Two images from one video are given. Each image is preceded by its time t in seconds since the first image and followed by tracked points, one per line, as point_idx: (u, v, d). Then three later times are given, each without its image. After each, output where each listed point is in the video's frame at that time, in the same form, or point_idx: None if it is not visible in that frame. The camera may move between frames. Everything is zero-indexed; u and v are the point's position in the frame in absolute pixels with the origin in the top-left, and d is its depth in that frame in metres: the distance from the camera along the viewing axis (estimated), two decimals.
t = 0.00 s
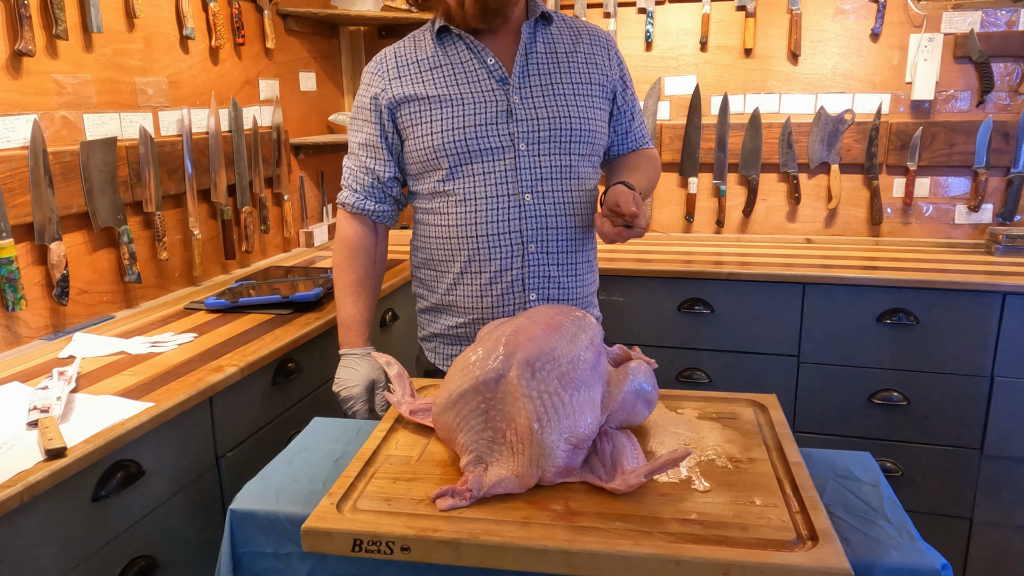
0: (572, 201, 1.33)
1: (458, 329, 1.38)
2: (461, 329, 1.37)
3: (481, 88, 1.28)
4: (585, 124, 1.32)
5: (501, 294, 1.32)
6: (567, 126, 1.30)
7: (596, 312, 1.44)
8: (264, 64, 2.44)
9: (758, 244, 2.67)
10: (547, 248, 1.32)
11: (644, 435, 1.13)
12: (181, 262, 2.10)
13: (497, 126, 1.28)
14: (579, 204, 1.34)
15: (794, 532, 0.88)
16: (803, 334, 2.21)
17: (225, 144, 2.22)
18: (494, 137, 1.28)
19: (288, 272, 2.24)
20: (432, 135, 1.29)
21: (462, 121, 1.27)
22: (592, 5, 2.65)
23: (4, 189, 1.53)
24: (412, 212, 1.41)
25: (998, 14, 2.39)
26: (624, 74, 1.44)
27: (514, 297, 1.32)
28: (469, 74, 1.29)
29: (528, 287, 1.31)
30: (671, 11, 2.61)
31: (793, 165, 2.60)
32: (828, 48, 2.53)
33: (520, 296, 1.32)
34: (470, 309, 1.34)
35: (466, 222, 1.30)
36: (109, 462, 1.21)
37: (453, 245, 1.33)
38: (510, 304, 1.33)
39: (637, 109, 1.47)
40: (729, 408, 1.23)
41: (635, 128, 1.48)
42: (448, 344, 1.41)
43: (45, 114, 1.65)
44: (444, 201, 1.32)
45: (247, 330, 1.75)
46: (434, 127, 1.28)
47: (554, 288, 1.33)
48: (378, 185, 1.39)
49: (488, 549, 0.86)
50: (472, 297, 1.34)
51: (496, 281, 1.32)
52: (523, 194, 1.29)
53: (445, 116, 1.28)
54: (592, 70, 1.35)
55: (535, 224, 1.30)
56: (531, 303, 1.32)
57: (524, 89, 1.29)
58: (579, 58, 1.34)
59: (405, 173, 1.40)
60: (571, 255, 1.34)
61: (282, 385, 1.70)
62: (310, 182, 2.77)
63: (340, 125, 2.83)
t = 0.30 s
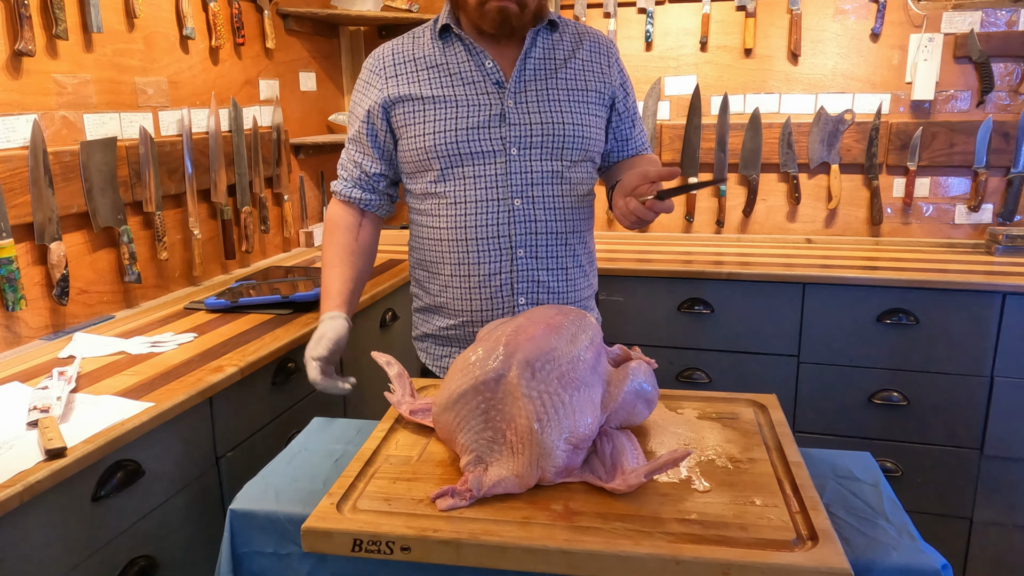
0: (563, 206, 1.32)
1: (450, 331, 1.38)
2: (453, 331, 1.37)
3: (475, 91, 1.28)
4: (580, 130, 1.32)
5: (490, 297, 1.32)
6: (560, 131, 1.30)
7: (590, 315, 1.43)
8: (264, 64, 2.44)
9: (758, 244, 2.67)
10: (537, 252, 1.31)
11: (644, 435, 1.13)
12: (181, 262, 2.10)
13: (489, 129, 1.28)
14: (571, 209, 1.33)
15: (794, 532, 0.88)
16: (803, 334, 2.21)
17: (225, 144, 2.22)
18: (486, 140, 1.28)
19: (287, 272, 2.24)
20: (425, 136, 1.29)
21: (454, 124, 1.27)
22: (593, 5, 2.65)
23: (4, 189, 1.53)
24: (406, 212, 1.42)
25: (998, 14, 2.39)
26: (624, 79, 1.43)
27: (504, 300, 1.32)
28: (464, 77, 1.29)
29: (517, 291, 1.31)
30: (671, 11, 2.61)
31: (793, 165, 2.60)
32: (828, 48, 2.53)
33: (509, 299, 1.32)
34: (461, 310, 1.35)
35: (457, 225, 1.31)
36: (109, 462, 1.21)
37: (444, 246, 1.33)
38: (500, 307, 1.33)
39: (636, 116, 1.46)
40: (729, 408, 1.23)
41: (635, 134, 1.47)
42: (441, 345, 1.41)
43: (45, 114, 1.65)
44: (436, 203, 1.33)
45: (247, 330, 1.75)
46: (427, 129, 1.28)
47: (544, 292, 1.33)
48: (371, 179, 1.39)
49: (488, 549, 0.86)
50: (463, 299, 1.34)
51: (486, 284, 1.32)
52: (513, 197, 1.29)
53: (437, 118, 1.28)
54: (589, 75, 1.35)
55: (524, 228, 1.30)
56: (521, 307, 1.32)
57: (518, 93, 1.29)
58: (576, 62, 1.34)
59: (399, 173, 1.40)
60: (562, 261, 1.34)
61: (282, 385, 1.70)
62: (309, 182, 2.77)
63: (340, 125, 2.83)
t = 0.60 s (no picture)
0: (566, 207, 1.33)
1: (451, 331, 1.37)
2: (454, 330, 1.37)
3: (480, 91, 1.28)
4: (583, 132, 1.32)
5: (491, 297, 1.32)
6: (564, 132, 1.30)
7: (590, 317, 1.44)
8: (264, 64, 2.44)
9: (758, 245, 2.67)
10: (539, 253, 1.32)
11: (644, 435, 1.13)
12: (181, 262, 2.10)
13: (493, 129, 1.27)
14: (573, 210, 1.34)
15: (794, 532, 0.88)
16: (803, 334, 2.21)
17: (225, 144, 2.22)
18: (490, 140, 1.28)
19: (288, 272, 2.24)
20: (428, 135, 1.29)
21: (458, 123, 1.27)
22: (592, 5, 2.65)
23: (4, 189, 1.53)
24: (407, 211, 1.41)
25: (998, 14, 2.39)
26: (628, 82, 1.43)
27: (506, 301, 1.32)
28: (468, 77, 1.29)
29: (519, 291, 1.32)
30: (671, 11, 2.61)
31: (793, 165, 2.60)
32: (828, 48, 2.53)
33: (511, 300, 1.32)
34: (462, 310, 1.35)
35: (459, 224, 1.30)
36: (109, 462, 1.21)
37: (446, 246, 1.33)
38: (501, 307, 1.33)
39: (639, 118, 1.46)
40: (729, 408, 1.23)
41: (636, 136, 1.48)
42: (441, 345, 1.41)
43: (45, 114, 1.65)
44: (437, 203, 1.32)
45: (247, 330, 1.75)
46: (430, 128, 1.28)
47: (546, 293, 1.33)
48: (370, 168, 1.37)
49: (488, 549, 0.86)
50: (464, 299, 1.34)
51: (487, 284, 1.32)
52: (517, 198, 1.29)
53: (441, 117, 1.28)
54: (593, 77, 1.35)
55: (527, 229, 1.30)
56: (522, 308, 1.32)
57: (522, 93, 1.29)
58: (581, 64, 1.34)
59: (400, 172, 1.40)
60: (563, 262, 1.34)
61: (282, 385, 1.70)
62: (309, 182, 2.77)
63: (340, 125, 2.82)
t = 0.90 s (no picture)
0: (568, 207, 1.33)
1: (451, 331, 1.37)
2: (455, 331, 1.37)
3: (483, 91, 1.28)
4: (585, 132, 1.33)
5: (492, 298, 1.33)
6: (567, 133, 1.31)
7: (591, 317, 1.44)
8: (264, 64, 2.44)
9: (758, 244, 2.67)
10: (541, 253, 1.32)
11: (644, 435, 1.13)
12: (181, 262, 2.10)
13: (497, 129, 1.27)
14: (575, 211, 1.34)
15: (794, 532, 0.88)
16: (803, 334, 2.21)
17: (225, 144, 2.22)
18: (493, 140, 1.28)
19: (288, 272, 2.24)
20: (431, 135, 1.28)
21: (461, 123, 1.27)
22: (593, 5, 2.65)
23: (4, 189, 1.53)
24: (407, 210, 1.41)
25: (998, 14, 2.39)
26: (628, 83, 1.44)
27: (508, 301, 1.33)
28: (471, 76, 1.28)
29: (522, 292, 1.32)
30: (671, 11, 2.61)
31: (793, 165, 2.60)
32: (828, 48, 2.53)
33: (513, 300, 1.32)
34: (464, 310, 1.34)
35: (461, 225, 1.30)
36: (109, 462, 1.21)
37: (448, 246, 1.33)
38: (503, 308, 1.33)
39: (639, 119, 1.47)
40: (728, 408, 1.23)
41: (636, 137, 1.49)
42: (442, 345, 1.41)
43: (45, 114, 1.65)
44: (439, 202, 1.32)
45: (247, 330, 1.75)
46: (433, 127, 1.28)
47: (548, 294, 1.34)
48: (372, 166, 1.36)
49: (488, 549, 0.86)
50: (465, 299, 1.34)
51: (490, 284, 1.32)
52: (520, 198, 1.29)
53: (444, 117, 1.27)
54: (594, 77, 1.35)
55: (530, 229, 1.30)
56: (524, 308, 1.33)
57: (525, 93, 1.29)
58: (583, 65, 1.34)
59: (401, 171, 1.39)
60: (565, 262, 1.35)
61: (282, 385, 1.70)
62: (310, 182, 2.77)
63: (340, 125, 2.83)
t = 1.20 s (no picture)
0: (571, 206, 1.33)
1: (455, 331, 1.37)
2: (458, 331, 1.37)
3: (483, 90, 1.28)
4: (586, 130, 1.33)
5: (497, 298, 1.32)
6: (567, 131, 1.31)
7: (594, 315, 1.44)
8: (264, 64, 2.44)
9: (758, 244, 2.67)
10: (545, 252, 1.32)
11: (644, 435, 1.13)
12: (181, 262, 2.10)
13: (498, 128, 1.27)
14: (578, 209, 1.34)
15: (794, 533, 0.88)
16: (803, 334, 2.21)
17: (225, 144, 2.22)
18: (494, 140, 1.28)
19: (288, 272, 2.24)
20: (432, 135, 1.28)
21: (462, 123, 1.27)
22: (592, 5, 2.65)
23: (4, 189, 1.53)
24: (409, 212, 1.41)
25: (998, 14, 2.39)
26: (627, 79, 1.43)
27: (512, 301, 1.33)
28: (471, 76, 1.28)
29: (526, 291, 1.32)
30: (671, 11, 2.61)
31: (793, 165, 2.60)
32: (828, 48, 2.53)
33: (518, 300, 1.32)
34: (468, 311, 1.34)
35: (464, 225, 1.30)
36: (109, 462, 1.21)
37: (450, 247, 1.33)
38: (508, 307, 1.33)
39: (639, 115, 1.47)
40: (729, 408, 1.23)
41: (637, 132, 1.49)
42: (445, 346, 1.41)
43: (45, 115, 1.65)
44: (442, 203, 1.32)
45: (247, 330, 1.75)
46: (434, 128, 1.28)
47: (552, 293, 1.34)
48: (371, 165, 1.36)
49: (488, 549, 0.86)
50: (470, 299, 1.34)
51: (494, 284, 1.32)
52: (522, 198, 1.29)
53: (445, 117, 1.27)
54: (594, 74, 1.35)
55: (533, 228, 1.30)
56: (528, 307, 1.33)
57: (525, 92, 1.29)
58: (581, 62, 1.34)
59: (402, 172, 1.39)
60: (569, 260, 1.35)
61: (282, 385, 1.70)
62: (310, 182, 2.77)
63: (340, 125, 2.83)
